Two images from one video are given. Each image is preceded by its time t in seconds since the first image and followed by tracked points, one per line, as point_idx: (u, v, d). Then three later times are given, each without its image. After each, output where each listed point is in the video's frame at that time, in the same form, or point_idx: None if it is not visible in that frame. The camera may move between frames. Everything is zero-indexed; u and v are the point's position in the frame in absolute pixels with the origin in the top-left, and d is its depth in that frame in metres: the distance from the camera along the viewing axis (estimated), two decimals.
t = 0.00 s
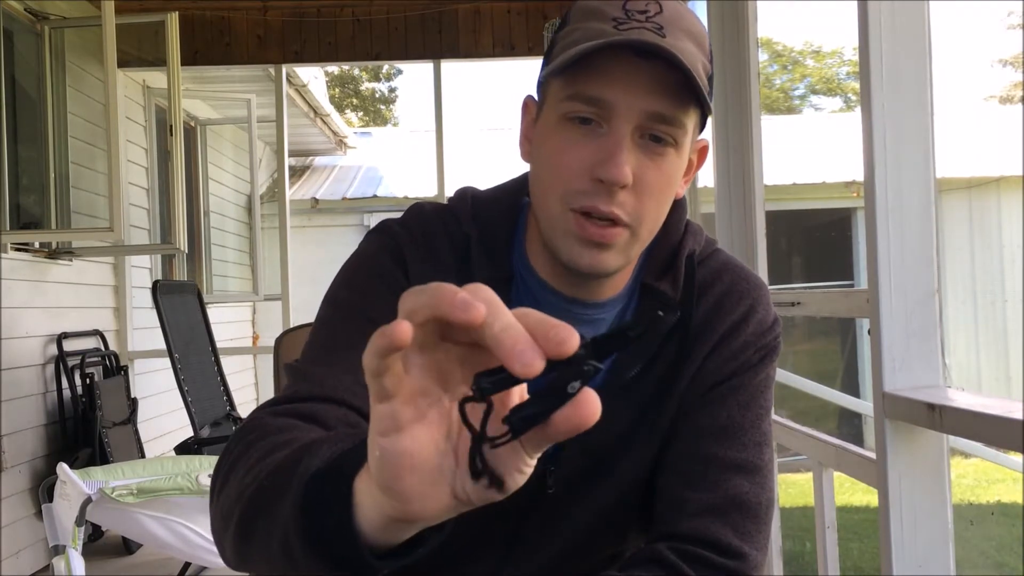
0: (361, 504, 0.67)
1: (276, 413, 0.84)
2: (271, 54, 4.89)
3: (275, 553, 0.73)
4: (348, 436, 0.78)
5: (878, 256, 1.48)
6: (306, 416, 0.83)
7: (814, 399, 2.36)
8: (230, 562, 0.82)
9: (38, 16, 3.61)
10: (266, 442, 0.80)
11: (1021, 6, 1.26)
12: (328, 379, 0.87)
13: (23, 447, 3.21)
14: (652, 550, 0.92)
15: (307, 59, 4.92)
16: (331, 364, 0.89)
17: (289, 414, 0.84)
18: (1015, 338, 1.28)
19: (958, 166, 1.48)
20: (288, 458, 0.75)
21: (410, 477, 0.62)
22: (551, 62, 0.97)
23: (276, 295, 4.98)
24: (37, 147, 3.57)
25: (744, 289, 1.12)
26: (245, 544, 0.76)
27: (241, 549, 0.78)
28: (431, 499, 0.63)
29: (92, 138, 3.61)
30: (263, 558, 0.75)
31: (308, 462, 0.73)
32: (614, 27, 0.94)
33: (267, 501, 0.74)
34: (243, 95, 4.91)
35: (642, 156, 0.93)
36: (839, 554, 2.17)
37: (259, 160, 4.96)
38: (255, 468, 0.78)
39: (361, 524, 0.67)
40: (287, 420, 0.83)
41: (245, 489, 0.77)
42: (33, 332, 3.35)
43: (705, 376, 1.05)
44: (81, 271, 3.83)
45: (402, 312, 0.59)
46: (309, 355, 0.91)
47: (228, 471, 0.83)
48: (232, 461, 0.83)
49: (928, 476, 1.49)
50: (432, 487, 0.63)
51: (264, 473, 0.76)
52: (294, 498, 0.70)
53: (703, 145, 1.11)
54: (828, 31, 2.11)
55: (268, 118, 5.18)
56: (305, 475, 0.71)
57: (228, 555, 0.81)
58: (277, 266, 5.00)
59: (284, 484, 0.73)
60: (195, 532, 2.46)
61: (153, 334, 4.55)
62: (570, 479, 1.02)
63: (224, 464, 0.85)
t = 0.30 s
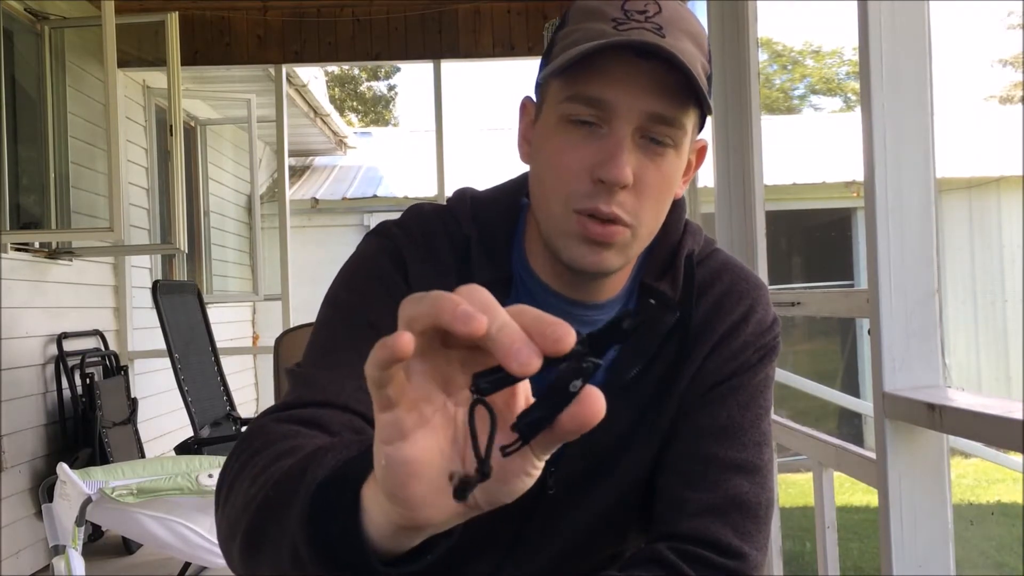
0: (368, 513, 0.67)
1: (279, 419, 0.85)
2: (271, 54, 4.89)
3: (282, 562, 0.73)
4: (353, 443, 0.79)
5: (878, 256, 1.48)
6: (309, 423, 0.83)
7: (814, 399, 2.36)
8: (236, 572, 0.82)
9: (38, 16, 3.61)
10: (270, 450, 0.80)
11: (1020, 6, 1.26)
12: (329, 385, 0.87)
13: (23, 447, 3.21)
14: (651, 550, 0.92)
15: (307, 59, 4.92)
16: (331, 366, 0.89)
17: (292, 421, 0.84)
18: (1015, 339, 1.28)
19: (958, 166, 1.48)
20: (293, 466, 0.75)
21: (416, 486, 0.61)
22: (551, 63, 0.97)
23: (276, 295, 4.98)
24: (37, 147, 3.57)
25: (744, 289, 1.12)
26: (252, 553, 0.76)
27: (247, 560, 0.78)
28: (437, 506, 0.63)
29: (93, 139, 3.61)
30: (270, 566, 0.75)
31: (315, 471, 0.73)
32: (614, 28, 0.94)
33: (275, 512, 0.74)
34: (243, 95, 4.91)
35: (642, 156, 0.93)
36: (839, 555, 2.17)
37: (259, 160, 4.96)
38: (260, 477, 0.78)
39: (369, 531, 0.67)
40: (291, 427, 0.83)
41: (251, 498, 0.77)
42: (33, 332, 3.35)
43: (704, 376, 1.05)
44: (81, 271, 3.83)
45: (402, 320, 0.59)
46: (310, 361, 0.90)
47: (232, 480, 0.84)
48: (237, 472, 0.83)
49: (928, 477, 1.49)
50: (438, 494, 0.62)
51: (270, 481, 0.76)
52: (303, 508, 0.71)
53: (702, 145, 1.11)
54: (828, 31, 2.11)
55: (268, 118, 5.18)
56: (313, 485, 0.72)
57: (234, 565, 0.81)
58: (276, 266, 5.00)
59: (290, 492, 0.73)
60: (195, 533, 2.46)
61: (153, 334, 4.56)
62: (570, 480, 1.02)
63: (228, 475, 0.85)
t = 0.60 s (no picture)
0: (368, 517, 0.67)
1: (277, 427, 0.85)
2: (271, 54, 4.89)
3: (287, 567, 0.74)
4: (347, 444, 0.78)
5: (878, 256, 1.47)
6: (305, 427, 0.83)
7: (814, 399, 2.36)
8: None
9: (38, 16, 3.61)
10: (269, 459, 0.80)
11: (1021, 5, 1.26)
12: (330, 389, 0.87)
13: (23, 447, 3.21)
14: (651, 551, 0.91)
15: (307, 59, 4.91)
16: (331, 369, 0.89)
17: (289, 428, 0.84)
18: (1015, 339, 1.28)
19: (958, 167, 1.48)
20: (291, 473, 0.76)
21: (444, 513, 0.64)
22: (548, 62, 0.97)
23: (276, 295, 4.98)
24: (37, 147, 3.56)
25: (744, 289, 1.12)
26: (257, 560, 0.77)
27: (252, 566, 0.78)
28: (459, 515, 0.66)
29: (93, 139, 3.61)
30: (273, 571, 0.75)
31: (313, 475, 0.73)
32: (611, 26, 0.95)
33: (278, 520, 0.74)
34: (243, 95, 4.91)
35: (640, 153, 0.93)
36: (839, 555, 2.17)
37: (259, 160, 4.97)
38: (260, 487, 0.78)
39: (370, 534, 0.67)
40: (289, 434, 0.83)
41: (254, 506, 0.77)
42: (33, 332, 3.35)
43: (704, 376, 1.05)
44: (81, 271, 3.83)
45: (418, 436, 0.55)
46: (310, 366, 0.90)
47: (235, 488, 0.84)
48: (239, 481, 0.83)
49: (928, 477, 1.49)
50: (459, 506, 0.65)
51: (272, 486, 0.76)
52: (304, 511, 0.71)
53: (700, 143, 1.11)
54: (828, 31, 2.11)
55: (268, 118, 5.23)
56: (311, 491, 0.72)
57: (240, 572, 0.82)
58: (276, 266, 5.00)
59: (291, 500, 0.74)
60: (195, 532, 2.51)
61: (153, 334, 4.56)
62: (570, 481, 1.02)
63: (231, 485, 0.86)
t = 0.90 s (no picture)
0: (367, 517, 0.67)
1: (269, 428, 0.85)
2: (271, 54, 4.89)
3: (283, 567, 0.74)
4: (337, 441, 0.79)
5: (878, 255, 1.47)
6: (297, 427, 0.83)
7: (814, 399, 2.36)
8: None
9: (38, 16, 3.61)
10: (259, 458, 0.80)
11: (1020, 6, 1.26)
12: (327, 388, 0.86)
13: (23, 447, 3.21)
14: (650, 551, 0.91)
15: (307, 59, 4.91)
16: (331, 368, 0.89)
17: (281, 428, 0.84)
18: (1015, 339, 1.28)
19: (958, 167, 1.48)
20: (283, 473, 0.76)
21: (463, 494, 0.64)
22: (548, 61, 0.97)
23: (276, 295, 4.98)
24: (37, 147, 3.56)
25: (744, 289, 1.12)
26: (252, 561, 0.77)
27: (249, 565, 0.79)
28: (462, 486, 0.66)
29: (93, 138, 3.60)
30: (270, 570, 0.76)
31: (285, 473, 0.72)
32: (610, 25, 0.94)
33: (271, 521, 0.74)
34: (243, 95, 4.91)
35: (639, 153, 0.93)
36: (839, 555, 2.17)
37: (259, 160, 4.97)
38: (251, 487, 0.78)
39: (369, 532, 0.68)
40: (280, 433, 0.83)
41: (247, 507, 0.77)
42: (33, 332, 3.35)
43: (704, 375, 1.05)
44: (81, 271, 3.83)
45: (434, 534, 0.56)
46: (309, 365, 0.91)
47: (230, 488, 0.84)
48: (233, 481, 0.83)
49: (928, 477, 1.49)
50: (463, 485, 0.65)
51: (257, 490, 0.76)
52: (287, 515, 0.71)
53: (700, 142, 1.11)
54: (827, 31, 2.11)
55: (268, 119, 5.22)
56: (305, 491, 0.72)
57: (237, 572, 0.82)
58: (276, 266, 5.00)
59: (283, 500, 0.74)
60: (195, 533, 2.52)
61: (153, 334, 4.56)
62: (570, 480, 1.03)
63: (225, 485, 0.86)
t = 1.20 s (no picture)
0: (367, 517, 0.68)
1: (270, 426, 0.85)
2: (271, 54, 4.89)
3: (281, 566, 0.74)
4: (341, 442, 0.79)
5: (878, 255, 1.47)
6: (299, 426, 0.83)
7: (814, 399, 2.36)
8: None
9: (38, 16, 3.61)
10: (259, 458, 0.80)
11: (1020, 5, 1.26)
12: (326, 388, 0.87)
13: (23, 447, 3.22)
14: (650, 551, 0.92)
15: (307, 59, 4.91)
16: (330, 368, 0.89)
17: (282, 427, 0.84)
18: (1014, 339, 1.28)
19: (958, 167, 1.48)
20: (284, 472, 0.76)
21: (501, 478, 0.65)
22: (546, 61, 0.97)
23: (276, 295, 4.98)
24: (36, 147, 3.56)
25: (743, 289, 1.12)
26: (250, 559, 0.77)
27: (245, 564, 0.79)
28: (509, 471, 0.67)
29: (93, 138, 3.60)
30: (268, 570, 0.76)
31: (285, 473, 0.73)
32: (608, 24, 0.94)
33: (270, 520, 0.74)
34: (243, 95, 4.91)
35: (638, 151, 0.93)
36: (840, 555, 2.17)
37: (259, 160, 4.97)
38: (252, 486, 0.78)
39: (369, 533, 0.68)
40: (282, 432, 0.83)
41: (248, 507, 0.78)
42: (33, 332, 3.35)
43: (703, 376, 1.05)
44: (81, 271, 3.83)
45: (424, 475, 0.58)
46: (308, 365, 0.91)
47: (229, 487, 0.84)
48: (232, 479, 0.84)
49: (927, 477, 1.49)
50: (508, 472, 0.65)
51: (259, 491, 0.76)
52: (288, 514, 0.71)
53: (699, 142, 1.11)
54: (827, 31, 2.11)
55: (268, 118, 5.22)
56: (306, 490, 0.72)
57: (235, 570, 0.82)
58: (276, 266, 5.00)
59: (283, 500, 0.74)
60: (196, 533, 2.48)
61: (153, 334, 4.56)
62: (570, 481, 1.02)
63: (224, 484, 0.86)
